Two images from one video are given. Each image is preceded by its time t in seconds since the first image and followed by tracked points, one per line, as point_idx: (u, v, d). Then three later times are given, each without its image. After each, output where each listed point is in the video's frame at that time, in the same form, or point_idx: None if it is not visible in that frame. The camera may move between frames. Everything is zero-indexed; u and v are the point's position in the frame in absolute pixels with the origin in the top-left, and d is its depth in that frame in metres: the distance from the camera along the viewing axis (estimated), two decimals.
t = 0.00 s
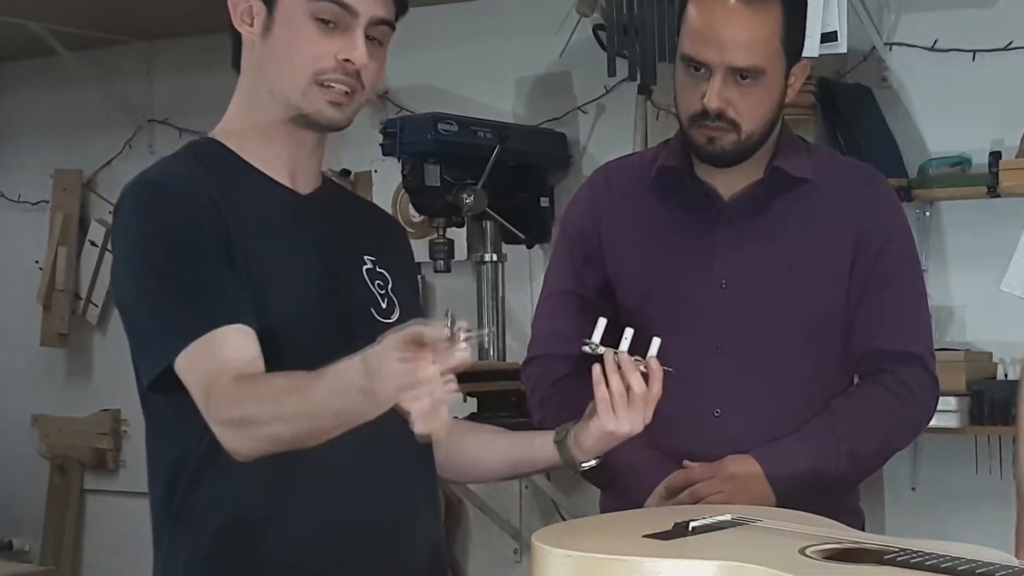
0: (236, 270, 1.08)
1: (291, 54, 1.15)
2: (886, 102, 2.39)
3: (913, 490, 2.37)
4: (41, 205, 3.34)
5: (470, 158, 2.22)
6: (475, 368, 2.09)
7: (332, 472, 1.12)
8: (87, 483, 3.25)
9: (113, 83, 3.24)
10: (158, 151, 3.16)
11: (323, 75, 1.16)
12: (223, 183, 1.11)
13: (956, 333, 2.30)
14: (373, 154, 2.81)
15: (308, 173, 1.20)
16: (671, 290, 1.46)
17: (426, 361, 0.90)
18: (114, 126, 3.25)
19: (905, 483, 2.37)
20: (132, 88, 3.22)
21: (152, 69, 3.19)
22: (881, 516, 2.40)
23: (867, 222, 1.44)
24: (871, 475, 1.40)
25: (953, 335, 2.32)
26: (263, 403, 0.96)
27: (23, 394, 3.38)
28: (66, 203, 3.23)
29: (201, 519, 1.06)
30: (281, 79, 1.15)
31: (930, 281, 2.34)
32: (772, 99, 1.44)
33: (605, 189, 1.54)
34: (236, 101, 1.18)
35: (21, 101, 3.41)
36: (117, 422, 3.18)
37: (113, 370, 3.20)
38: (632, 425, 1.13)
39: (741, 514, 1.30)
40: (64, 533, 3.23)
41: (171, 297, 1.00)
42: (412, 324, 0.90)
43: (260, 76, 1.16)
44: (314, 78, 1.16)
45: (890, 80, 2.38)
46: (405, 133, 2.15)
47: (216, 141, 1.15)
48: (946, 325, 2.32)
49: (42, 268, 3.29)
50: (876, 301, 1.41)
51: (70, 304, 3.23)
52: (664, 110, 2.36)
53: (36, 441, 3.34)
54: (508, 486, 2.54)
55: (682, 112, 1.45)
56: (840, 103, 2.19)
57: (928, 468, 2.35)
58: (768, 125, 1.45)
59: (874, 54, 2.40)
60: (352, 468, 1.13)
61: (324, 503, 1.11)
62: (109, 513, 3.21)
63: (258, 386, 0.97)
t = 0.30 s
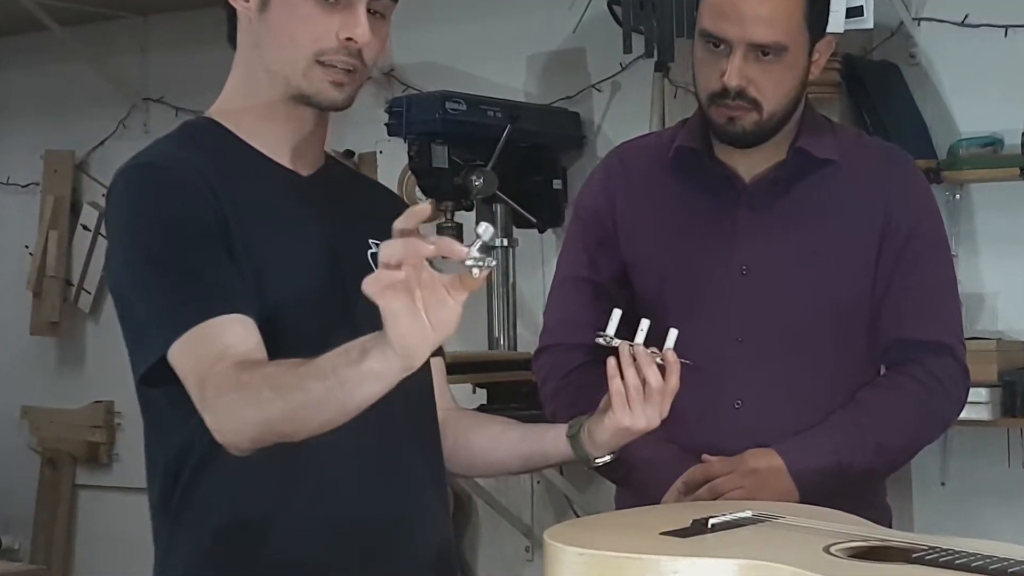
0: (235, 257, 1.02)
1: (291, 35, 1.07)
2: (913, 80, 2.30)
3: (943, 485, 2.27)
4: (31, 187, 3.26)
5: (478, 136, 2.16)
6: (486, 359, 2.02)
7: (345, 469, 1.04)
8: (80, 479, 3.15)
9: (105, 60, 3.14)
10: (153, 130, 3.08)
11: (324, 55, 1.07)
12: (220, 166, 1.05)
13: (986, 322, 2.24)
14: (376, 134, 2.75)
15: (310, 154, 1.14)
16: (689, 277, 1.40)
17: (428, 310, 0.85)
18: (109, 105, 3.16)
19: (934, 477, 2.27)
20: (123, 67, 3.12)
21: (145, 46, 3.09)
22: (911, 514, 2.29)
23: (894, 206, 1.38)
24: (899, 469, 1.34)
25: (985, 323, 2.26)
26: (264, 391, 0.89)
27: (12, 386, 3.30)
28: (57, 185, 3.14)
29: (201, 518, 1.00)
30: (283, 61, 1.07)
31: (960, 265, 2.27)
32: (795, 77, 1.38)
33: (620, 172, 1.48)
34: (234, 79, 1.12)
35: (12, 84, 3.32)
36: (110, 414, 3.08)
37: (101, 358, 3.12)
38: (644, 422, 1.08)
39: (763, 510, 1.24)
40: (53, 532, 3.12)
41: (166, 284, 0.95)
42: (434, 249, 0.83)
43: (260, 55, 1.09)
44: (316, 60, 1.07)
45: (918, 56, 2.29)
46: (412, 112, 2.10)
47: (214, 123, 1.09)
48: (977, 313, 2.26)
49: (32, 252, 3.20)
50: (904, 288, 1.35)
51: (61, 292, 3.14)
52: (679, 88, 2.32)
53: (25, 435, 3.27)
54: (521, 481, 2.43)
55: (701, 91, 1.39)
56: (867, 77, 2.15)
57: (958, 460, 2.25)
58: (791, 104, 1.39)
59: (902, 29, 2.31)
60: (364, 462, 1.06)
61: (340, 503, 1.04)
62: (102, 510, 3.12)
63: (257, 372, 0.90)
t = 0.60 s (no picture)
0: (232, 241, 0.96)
1: (294, 9, 1.00)
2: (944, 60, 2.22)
3: (975, 481, 2.20)
4: (20, 167, 3.13)
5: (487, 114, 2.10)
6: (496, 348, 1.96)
7: (353, 463, 0.99)
8: (71, 472, 3.04)
9: (100, 37, 3.03)
10: (147, 108, 2.96)
11: (329, 34, 1.00)
12: (217, 146, 0.99)
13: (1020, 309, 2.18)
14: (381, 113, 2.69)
15: (311, 134, 1.07)
16: (710, 262, 1.34)
17: (429, 295, 0.77)
18: (101, 83, 3.04)
19: (966, 472, 2.20)
20: (119, 46, 3.01)
21: (141, 21, 2.99)
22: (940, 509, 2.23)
23: (924, 187, 1.31)
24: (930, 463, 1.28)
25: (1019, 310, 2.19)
26: (263, 382, 0.83)
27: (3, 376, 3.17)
28: (47, 165, 3.03)
29: (201, 513, 0.94)
30: (285, 37, 1.01)
31: (993, 249, 2.20)
32: (820, 52, 1.32)
33: (637, 153, 1.41)
34: (231, 54, 1.05)
35: (2, 60, 3.20)
36: (102, 405, 2.96)
37: (93, 349, 3.01)
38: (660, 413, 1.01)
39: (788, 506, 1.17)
40: (43, 529, 3.00)
41: (161, 274, 0.88)
42: (436, 241, 0.78)
43: (259, 29, 1.02)
44: (319, 37, 1.01)
45: (949, 31, 2.21)
46: (419, 89, 2.04)
47: (210, 100, 1.03)
48: (1010, 299, 2.19)
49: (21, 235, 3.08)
50: (935, 273, 1.29)
51: (51, 277, 3.00)
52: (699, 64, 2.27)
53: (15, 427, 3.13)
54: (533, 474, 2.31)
55: (721, 66, 1.32)
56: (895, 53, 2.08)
57: (991, 454, 2.18)
58: (816, 81, 1.32)
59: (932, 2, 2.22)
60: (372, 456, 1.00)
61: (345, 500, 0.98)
62: (95, 506, 3.01)
63: (257, 364, 0.85)
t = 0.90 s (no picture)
0: (228, 223, 0.90)
1: None
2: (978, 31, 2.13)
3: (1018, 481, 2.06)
4: (7, 146, 2.86)
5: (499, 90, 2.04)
6: (510, 337, 1.92)
7: (361, 456, 0.93)
8: (62, 467, 2.77)
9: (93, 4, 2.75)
10: (145, 84, 2.69)
11: (354, 16, 0.94)
12: (213, 123, 0.93)
13: None
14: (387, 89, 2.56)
15: (314, 111, 1.00)
16: (732, 246, 1.28)
17: (429, 294, 0.73)
18: (93, 54, 2.76)
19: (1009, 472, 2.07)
20: (117, 17, 2.74)
21: None
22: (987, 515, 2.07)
23: (957, 167, 1.25)
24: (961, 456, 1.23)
25: None
26: (255, 379, 0.78)
27: None
28: (37, 144, 2.75)
29: (197, 508, 0.89)
30: (300, 14, 0.94)
31: None
32: (848, 24, 1.25)
33: (655, 130, 1.35)
34: (231, 25, 0.98)
35: None
36: (95, 396, 2.70)
37: (88, 339, 2.72)
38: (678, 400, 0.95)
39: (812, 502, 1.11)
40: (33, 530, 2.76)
41: (152, 260, 0.83)
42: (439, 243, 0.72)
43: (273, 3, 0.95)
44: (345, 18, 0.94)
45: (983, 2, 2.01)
46: (427, 65, 1.97)
47: (208, 76, 0.96)
48: None
49: (8, 220, 2.80)
50: (968, 258, 1.23)
51: (40, 266, 2.71)
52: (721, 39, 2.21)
53: None
54: (546, 468, 2.28)
55: (744, 39, 1.26)
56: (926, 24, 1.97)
57: None
58: (843, 55, 1.26)
59: None
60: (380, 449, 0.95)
61: (351, 496, 0.92)
62: (88, 504, 2.74)
63: (249, 358, 0.79)
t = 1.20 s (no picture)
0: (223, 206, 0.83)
1: None
2: (1016, 7, 2.06)
3: None
4: None
5: (511, 66, 1.98)
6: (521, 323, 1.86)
7: (366, 446, 0.88)
8: (53, 460, 2.71)
9: None
10: (139, 58, 2.64)
11: None
12: (211, 94, 0.86)
13: None
14: (390, 67, 2.49)
15: (321, 83, 0.94)
16: (758, 229, 1.22)
17: (438, 283, 0.67)
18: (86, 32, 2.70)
19: None
20: None
21: None
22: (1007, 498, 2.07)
23: (993, 145, 1.19)
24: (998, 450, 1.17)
25: None
26: (252, 374, 0.73)
27: None
28: (25, 122, 2.66)
29: (193, 504, 0.83)
30: None
31: None
32: None
33: (676, 107, 1.29)
34: None
35: None
36: (86, 387, 2.63)
37: (79, 327, 2.67)
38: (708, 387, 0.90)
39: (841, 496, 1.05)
40: (23, 524, 2.68)
41: (143, 245, 0.77)
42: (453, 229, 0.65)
43: None
44: None
45: None
46: (434, 38, 1.92)
47: (206, 48, 0.89)
48: None
49: None
50: (1007, 242, 1.17)
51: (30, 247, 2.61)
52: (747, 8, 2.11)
53: None
54: (562, 462, 2.27)
55: (769, 13, 1.19)
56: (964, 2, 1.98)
57: None
58: (875, 28, 1.20)
59: None
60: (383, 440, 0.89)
61: (354, 489, 0.87)
62: (82, 498, 2.69)
63: (247, 351, 0.73)
